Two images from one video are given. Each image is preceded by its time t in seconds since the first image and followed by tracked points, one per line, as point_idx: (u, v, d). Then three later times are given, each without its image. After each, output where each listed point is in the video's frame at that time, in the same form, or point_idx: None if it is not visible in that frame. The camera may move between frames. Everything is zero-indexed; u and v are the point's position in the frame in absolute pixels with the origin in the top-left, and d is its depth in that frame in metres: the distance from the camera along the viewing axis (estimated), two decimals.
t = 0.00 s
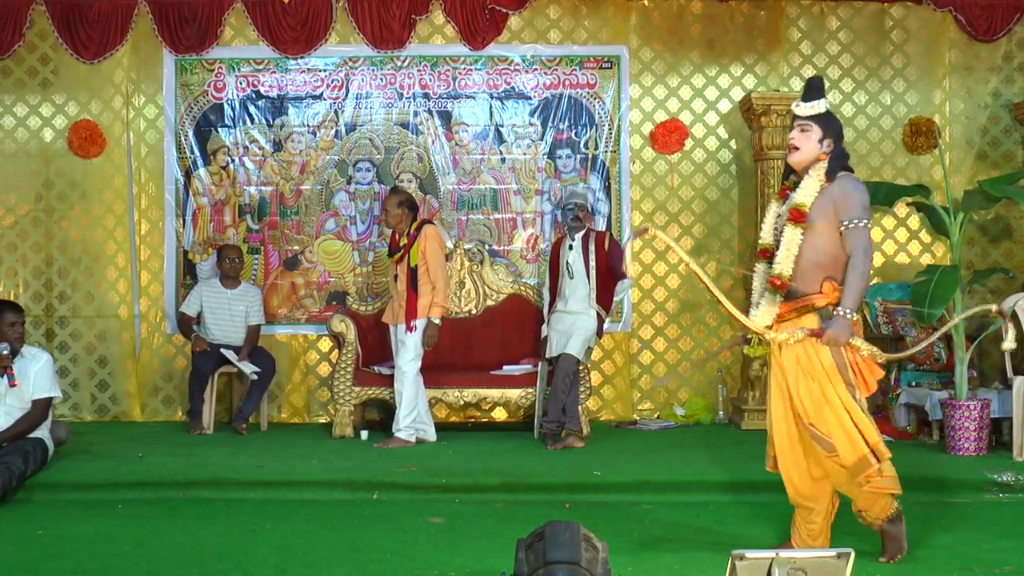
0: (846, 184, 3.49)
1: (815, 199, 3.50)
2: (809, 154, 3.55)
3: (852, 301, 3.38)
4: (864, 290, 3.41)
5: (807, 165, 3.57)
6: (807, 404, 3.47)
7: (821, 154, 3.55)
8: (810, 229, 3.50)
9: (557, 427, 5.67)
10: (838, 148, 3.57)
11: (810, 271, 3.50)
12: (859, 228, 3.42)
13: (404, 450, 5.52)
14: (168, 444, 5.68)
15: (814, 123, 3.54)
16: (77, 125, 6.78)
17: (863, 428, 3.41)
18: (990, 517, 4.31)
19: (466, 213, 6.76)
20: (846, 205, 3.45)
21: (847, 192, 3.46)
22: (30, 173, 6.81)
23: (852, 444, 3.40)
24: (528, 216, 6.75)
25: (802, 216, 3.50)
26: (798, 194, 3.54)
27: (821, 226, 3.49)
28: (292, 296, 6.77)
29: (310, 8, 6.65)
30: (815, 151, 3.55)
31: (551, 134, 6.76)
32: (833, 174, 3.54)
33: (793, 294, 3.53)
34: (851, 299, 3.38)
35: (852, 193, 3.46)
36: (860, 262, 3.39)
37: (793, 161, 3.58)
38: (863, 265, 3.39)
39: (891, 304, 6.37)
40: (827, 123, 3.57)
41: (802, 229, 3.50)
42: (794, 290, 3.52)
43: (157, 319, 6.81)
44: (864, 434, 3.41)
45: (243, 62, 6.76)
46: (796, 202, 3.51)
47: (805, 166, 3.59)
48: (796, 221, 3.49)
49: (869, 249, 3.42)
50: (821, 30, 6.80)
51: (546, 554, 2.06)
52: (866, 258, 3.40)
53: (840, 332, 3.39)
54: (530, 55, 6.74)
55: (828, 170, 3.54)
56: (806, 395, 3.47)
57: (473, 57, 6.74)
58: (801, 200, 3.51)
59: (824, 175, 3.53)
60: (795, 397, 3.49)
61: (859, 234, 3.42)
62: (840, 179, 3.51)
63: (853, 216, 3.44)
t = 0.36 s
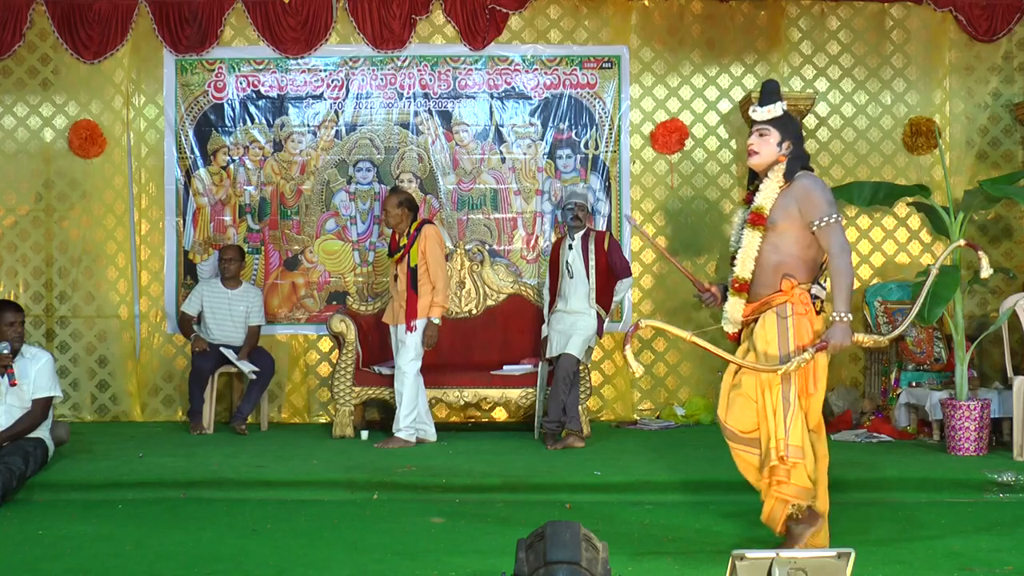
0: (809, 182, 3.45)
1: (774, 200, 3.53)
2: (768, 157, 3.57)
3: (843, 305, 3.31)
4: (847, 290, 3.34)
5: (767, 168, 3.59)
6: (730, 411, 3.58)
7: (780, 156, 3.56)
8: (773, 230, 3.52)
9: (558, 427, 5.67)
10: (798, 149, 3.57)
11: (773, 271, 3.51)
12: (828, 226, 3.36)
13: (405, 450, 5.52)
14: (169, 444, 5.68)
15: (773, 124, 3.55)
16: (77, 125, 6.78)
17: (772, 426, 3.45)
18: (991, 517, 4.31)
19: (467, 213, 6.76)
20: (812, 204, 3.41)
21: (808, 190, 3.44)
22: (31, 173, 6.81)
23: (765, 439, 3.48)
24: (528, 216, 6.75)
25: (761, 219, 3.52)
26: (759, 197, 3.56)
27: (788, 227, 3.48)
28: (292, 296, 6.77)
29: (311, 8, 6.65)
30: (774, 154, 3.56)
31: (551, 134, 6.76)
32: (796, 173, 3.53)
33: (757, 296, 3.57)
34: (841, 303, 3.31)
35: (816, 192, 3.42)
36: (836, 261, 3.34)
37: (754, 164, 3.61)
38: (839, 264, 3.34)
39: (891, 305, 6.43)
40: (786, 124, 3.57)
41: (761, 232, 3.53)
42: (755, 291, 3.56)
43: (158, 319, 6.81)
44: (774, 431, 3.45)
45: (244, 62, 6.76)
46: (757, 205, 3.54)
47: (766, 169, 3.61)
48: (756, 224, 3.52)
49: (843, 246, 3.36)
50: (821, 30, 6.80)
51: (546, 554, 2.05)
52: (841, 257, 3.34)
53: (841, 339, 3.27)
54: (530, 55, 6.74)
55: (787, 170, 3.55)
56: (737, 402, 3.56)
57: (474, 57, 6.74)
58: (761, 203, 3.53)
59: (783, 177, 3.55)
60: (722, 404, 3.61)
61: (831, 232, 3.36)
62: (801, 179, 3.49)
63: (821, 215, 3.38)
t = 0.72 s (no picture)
0: (764, 184, 3.47)
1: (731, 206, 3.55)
2: (723, 166, 3.59)
3: (792, 306, 3.33)
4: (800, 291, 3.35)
5: (723, 176, 3.61)
6: (702, 433, 3.54)
7: (735, 162, 3.58)
8: (730, 236, 3.54)
9: (558, 427, 5.68)
10: (753, 154, 3.59)
11: (733, 276, 3.53)
12: (784, 227, 3.39)
13: (405, 450, 5.52)
14: (170, 444, 5.68)
15: (724, 132, 3.57)
16: (77, 125, 6.78)
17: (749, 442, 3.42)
18: (991, 517, 4.31)
19: (467, 213, 6.76)
20: (767, 206, 3.43)
21: (763, 193, 3.46)
22: (31, 173, 6.81)
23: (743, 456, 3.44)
24: (528, 216, 6.75)
25: (720, 226, 3.56)
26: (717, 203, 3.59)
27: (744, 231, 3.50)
28: (292, 296, 6.77)
29: (311, 8, 6.65)
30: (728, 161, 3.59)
31: (551, 134, 6.76)
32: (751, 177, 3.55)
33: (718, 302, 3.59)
34: (791, 304, 3.33)
35: (771, 194, 3.44)
36: (791, 262, 3.36)
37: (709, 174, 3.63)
38: (794, 265, 3.36)
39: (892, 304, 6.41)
40: (738, 130, 3.59)
41: (720, 238, 3.56)
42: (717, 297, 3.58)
43: (158, 319, 6.81)
44: (753, 447, 3.41)
45: (244, 62, 6.76)
46: (714, 211, 3.56)
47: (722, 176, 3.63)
48: (714, 230, 3.56)
49: (797, 247, 3.38)
50: (821, 29, 6.80)
51: (546, 554, 2.06)
52: (796, 257, 3.36)
53: (786, 341, 3.32)
54: (531, 55, 6.74)
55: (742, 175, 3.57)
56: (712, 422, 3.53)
57: (474, 57, 6.74)
58: (718, 209, 3.56)
59: (740, 182, 3.57)
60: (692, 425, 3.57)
61: (786, 233, 3.39)
62: (756, 181, 3.52)
63: (776, 216, 3.41)
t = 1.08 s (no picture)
0: (701, 180, 3.51)
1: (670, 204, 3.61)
2: (663, 165, 3.61)
3: (695, 306, 3.37)
4: (710, 293, 3.39)
5: (664, 174, 3.63)
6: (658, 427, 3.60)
7: (673, 159, 3.60)
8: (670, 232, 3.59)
9: (558, 427, 5.69)
10: (689, 147, 3.60)
11: (670, 272, 3.58)
12: (709, 225, 3.42)
13: (405, 450, 5.52)
14: (170, 444, 5.68)
15: (654, 132, 3.60)
16: (78, 125, 6.78)
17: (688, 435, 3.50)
18: (991, 517, 4.31)
19: (467, 213, 6.76)
20: (697, 202, 3.47)
21: (695, 190, 3.49)
22: (31, 173, 6.82)
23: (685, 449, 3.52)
24: (529, 217, 6.75)
25: (660, 223, 3.62)
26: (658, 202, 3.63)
27: (678, 228, 3.53)
28: (292, 296, 6.77)
29: (311, 8, 6.65)
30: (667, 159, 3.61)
31: (551, 134, 6.76)
32: (692, 174, 3.59)
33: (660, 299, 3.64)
34: (695, 304, 3.37)
35: (704, 190, 3.47)
36: (712, 259, 3.39)
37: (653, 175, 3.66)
38: (709, 264, 3.39)
39: (892, 305, 6.46)
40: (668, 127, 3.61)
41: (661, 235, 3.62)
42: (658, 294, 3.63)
43: (158, 319, 6.81)
44: (692, 440, 3.49)
45: (244, 62, 6.76)
46: (653, 210, 3.62)
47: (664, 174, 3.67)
48: (654, 228, 3.63)
49: (718, 247, 3.41)
50: (821, 30, 6.80)
51: (547, 554, 2.06)
52: (715, 257, 3.39)
53: (679, 339, 3.38)
54: (531, 55, 6.74)
55: (680, 172, 3.60)
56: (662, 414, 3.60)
57: (474, 57, 6.74)
58: (659, 207, 3.61)
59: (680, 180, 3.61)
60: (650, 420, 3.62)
61: (710, 231, 3.42)
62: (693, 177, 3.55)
63: (705, 213, 3.45)
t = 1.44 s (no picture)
0: (664, 180, 3.50)
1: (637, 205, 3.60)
2: (629, 168, 3.62)
3: (638, 305, 3.31)
4: (658, 294, 3.34)
5: (631, 175, 3.63)
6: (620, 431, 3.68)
7: (636, 163, 3.61)
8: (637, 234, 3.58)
9: (557, 427, 5.69)
10: (649, 147, 3.60)
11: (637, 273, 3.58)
12: (666, 225, 3.40)
13: (405, 450, 5.52)
14: (170, 444, 5.68)
15: (612, 142, 3.61)
16: (77, 125, 6.78)
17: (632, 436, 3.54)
18: (991, 517, 4.31)
19: (467, 213, 6.75)
20: (659, 203, 3.46)
21: (658, 189, 3.48)
22: (31, 173, 6.81)
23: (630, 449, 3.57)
24: (529, 217, 6.75)
25: (628, 225, 3.61)
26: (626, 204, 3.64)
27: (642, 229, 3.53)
28: (293, 296, 6.77)
29: (311, 8, 6.65)
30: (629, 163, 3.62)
31: (551, 134, 6.76)
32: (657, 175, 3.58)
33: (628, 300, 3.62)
34: (638, 303, 3.31)
35: (665, 190, 3.46)
36: (662, 258, 3.36)
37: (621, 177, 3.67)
38: (660, 264, 3.35)
39: (891, 304, 6.49)
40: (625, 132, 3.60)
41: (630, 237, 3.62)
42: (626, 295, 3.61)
43: (158, 319, 6.81)
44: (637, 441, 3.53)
45: (244, 62, 6.76)
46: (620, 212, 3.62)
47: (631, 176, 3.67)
48: (622, 230, 3.61)
49: (672, 247, 3.37)
50: (821, 30, 6.80)
51: (547, 554, 2.06)
52: (668, 257, 3.36)
53: (615, 334, 3.28)
54: (531, 55, 6.74)
55: (644, 174, 3.60)
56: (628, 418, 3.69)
57: (474, 57, 6.74)
58: (626, 209, 3.62)
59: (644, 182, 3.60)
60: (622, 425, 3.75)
61: (667, 231, 3.40)
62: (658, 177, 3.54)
63: (664, 213, 3.43)
